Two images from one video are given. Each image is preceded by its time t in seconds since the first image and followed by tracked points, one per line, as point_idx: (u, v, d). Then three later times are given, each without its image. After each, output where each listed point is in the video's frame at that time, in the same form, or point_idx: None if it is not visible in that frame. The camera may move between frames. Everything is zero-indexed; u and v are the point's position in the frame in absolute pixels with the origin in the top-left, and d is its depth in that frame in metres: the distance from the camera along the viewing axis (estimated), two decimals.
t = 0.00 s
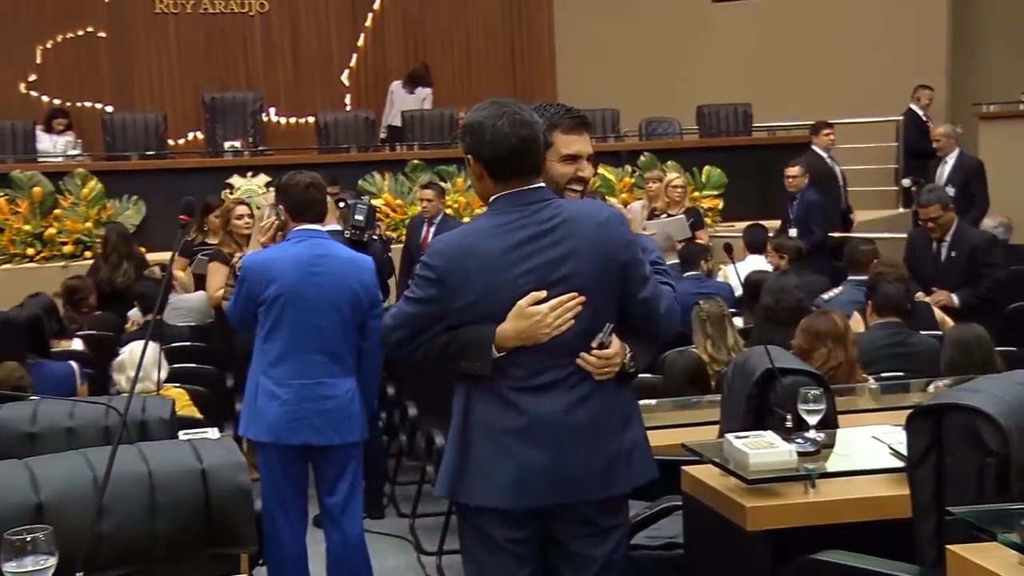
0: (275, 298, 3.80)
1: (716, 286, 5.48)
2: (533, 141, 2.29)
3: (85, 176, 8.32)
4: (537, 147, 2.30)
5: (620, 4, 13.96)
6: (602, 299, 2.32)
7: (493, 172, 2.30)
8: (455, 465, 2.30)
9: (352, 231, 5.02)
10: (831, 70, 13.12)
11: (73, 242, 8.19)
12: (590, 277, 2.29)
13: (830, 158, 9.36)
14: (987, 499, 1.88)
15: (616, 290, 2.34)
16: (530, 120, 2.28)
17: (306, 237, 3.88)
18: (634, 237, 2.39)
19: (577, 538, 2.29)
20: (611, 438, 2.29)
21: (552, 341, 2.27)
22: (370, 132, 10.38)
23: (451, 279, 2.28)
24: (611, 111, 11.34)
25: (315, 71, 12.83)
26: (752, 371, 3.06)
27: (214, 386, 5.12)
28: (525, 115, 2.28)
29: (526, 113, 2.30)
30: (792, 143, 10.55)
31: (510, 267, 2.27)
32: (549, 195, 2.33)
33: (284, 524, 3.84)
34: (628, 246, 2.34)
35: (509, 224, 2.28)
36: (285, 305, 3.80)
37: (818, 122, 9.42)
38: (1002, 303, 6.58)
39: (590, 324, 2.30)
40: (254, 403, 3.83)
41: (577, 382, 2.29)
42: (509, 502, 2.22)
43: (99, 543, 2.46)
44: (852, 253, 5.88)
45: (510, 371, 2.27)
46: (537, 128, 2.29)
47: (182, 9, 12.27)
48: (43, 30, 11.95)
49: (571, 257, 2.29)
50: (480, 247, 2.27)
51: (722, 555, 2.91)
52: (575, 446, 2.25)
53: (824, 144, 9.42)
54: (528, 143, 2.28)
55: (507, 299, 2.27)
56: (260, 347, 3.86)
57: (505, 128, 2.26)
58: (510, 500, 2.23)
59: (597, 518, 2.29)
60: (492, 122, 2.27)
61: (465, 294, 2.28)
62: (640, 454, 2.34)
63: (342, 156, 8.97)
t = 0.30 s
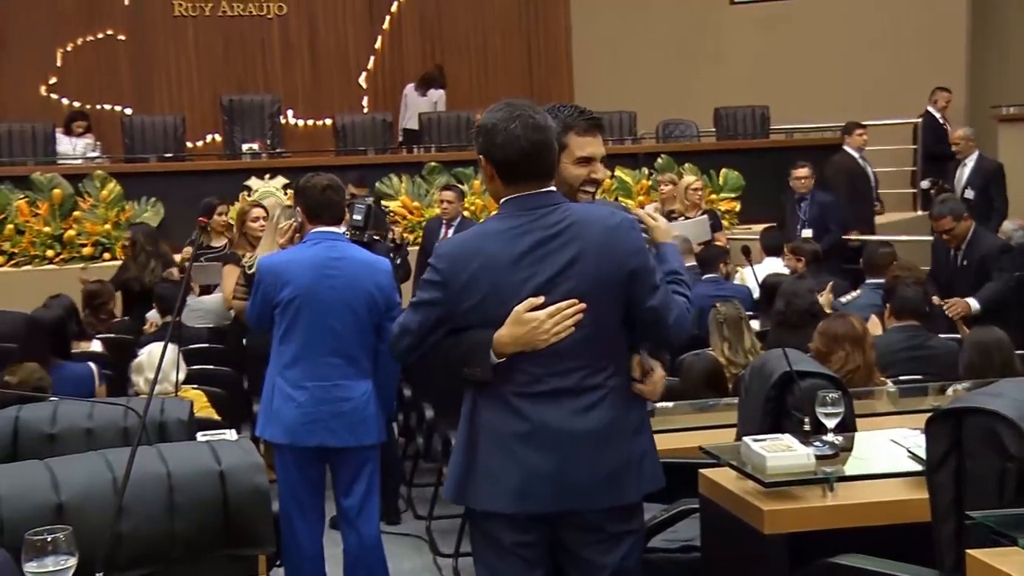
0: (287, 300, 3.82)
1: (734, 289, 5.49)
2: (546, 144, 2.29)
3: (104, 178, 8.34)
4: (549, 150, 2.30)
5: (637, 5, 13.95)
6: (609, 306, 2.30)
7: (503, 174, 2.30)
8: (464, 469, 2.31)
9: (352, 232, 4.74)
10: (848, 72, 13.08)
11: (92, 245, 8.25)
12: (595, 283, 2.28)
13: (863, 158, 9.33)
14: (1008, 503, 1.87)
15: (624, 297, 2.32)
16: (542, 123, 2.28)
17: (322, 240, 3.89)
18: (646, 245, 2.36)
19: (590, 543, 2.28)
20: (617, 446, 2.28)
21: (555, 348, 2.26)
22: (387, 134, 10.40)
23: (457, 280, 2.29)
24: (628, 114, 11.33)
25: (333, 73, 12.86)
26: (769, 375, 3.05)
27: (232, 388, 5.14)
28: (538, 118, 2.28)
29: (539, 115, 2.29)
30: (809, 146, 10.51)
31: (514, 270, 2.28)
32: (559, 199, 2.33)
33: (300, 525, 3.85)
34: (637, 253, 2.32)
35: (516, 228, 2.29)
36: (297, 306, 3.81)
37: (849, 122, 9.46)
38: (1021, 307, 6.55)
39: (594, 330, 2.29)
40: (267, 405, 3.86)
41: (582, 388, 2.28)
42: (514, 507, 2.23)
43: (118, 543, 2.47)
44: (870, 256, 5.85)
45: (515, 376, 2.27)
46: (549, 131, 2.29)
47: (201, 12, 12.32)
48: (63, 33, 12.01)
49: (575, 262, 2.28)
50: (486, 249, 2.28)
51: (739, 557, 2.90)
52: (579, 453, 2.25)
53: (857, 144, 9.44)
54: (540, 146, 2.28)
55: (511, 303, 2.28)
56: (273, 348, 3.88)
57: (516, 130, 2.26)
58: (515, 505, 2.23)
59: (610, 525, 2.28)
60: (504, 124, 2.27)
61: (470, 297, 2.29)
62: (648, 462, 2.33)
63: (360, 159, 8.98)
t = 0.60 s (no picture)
0: (296, 300, 3.84)
1: (747, 290, 5.51)
2: (556, 146, 2.29)
3: (119, 179, 8.36)
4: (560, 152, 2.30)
5: (651, 7, 13.94)
6: (608, 316, 2.26)
7: (510, 175, 2.32)
8: (466, 474, 2.33)
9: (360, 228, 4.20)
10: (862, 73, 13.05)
11: (107, 245, 8.29)
12: (589, 291, 2.25)
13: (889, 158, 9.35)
14: None
15: (624, 307, 2.27)
16: (553, 125, 2.29)
17: (335, 240, 3.90)
18: (655, 254, 2.31)
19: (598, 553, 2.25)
20: (614, 459, 2.23)
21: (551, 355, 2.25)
22: (401, 136, 10.42)
23: (459, 280, 2.31)
24: (642, 115, 11.33)
25: (348, 74, 12.89)
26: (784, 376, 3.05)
27: (246, 388, 5.16)
28: (549, 121, 2.29)
29: (552, 116, 2.30)
30: (823, 147, 10.49)
31: (514, 272, 2.28)
32: (566, 203, 2.32)
33: (313, 526, 3.86)
34: (640, 262, 2.27)
35: (518, 230, 2.29)
36: (305, 307, 3.83)
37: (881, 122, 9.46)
38: None
39: (591, 338, 2.25)
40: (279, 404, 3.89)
41: (575, 399, 2.25)
42: (508, 514, 2.23)
43: (133, 543, 2.48)
44: (886, 258, 5.84)
45: (512, 381, 2.28)
46: (559, 133, 2.29)
47: (216, 14, 12.36)
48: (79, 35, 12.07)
49: (574, 267, 2.25)
50: (488, 250, 2.29)
51: (754, 559, 2.90)
52: (576, 464, 2.22)
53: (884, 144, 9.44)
54: (550, 149, 2.28)
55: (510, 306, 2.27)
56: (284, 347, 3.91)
57: (523, 131, 2.27)
58: (508, 512, 2.23)
59: (619, 537, 2.26)
60: (513, 124, 2.28)
61: (471, 297, 2.31)
62: (651, 477, 2.28)
63: (374, 160, 9.00)
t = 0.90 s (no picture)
0: (317, 299, 3.85)
1: (765, 291, 5.50)
2: (596, 146, 2.29)
3: (138, 179, 8.41)
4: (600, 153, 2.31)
5: (670, 7, 13.92)
6: (635, 323, 2.24)
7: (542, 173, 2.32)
8: (494, 476, 2.35)
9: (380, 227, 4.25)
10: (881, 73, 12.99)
11: (127, 245, 8.32)
12: (616, 297, 2.24)
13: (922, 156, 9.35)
14: None
15: (652, 315, 2.25)
16: (593, 127, 2.28)
17: (356, 241, 3.91)
18: (687, 262, 2.29)
19: (620, 558, 2.25)
20: (636, 469, 2.23)
21: (577, 358, 2.25)
22: (419, 135, 10.43)
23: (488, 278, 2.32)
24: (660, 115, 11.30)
25: (366, 73, 12.91)
26: (803, 377, 3.04)
27: (264, 388, 5.17)
28: (591, 122, 2.28)
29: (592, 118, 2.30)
30: (842, 147, 10.44)
31: (543, 272, 2.27)
32: (598, 205, 2.32)
33: (332, 525, 3.87)
34: (671, 269, 2.25)
35: (548, 232, 2.29)
36: (326, 306, 3.84)
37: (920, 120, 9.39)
38: None
39: (619, 343, 2.24)
40: (298, 403, 3.90)
41: (600, 404, 2.25)
42: (529, 517, 2.25)
43: (154, 542, 2.49)
44: (906, 258, 5.81)
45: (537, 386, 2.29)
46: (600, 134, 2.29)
47: (235, 15, 12.40)
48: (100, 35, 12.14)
49: (603, 271, 2.25)
50: (517, 249, 2.31)
51: (773, 559, 2.89)
52: (597, 472, 2.22)
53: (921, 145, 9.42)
54: (588, 150, 2.28)
55: (538, 308, 2.28)
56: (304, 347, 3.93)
57: (558, 129, 2.26)
58: (526, 515, 2.25)
59: (643, 547, 2.25)
60: (547, 123, 2.28)
61: (500, 296, 2.31)
62: (675, 488, 2.26)
63: (392, 160, 9.01)
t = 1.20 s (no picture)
0: (335, 299, 3.85)
1: (782, 292, 5.48)
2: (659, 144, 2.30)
3: (155, 179, 8.42)
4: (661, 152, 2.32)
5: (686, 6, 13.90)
6: (681, 329, 2.23)
7: (596, 171, 2.33)
8: (536, 483, 2.36)
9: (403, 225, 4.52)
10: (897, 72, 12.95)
11: (143, 245, 8.35)
12: (663, 302, 2.23)
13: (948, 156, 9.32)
14: None
15: (701, 321, 2.23)
16: (664, 125, 2.31)
17: (372, 241, 3.92)
18: (738, 267, 2.27)
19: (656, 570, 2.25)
20: (680, 479, 2.22)
21: (622, 363, 2.24)
22: (435, 136, 10.44)
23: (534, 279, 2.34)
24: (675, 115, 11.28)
25: (382, 74, 12.93)
26: (819, 377, 3.03)
27: (280, 387, 5.18)
28: (659, 120, 2.30)
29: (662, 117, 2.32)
30: (858, 147, 10.41)
31: (590, 273, 2.28)
32: (648, 206, 2.32)
33: (348, 525, 3.87)
34: (721, 274, 2.23)
35: (599, 234, 2.30)
36: (342, 306, 3.85)
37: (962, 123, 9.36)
38: None
39: (665, 349, 2.23)
40: (316, 403, 3.89)
41: (643, 411, 2.24)
42: (569, 526, 2.26)
43: (171, 541, 2.50)
44: (922, 258, 5.79)
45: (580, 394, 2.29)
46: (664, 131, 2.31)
47: (251, 15, 12.43)
48: (117, 36, 12.19)
49: (651, 274, 2.24)
50: (565, 249, 2.32)
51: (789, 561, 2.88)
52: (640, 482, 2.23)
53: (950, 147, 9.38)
54: (652, 148, 2.30)
55: (584, 310, 2.28)
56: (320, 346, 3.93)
57: (618, 128, 2.27)
58: (567, 523, 2.27)
59: (680, 559, 2.24)
60: (606, 121, 2.29)
61: (547, 296, 2.32)
62: (719, 500, 2.26)
63: (408, 160, 9.02)
